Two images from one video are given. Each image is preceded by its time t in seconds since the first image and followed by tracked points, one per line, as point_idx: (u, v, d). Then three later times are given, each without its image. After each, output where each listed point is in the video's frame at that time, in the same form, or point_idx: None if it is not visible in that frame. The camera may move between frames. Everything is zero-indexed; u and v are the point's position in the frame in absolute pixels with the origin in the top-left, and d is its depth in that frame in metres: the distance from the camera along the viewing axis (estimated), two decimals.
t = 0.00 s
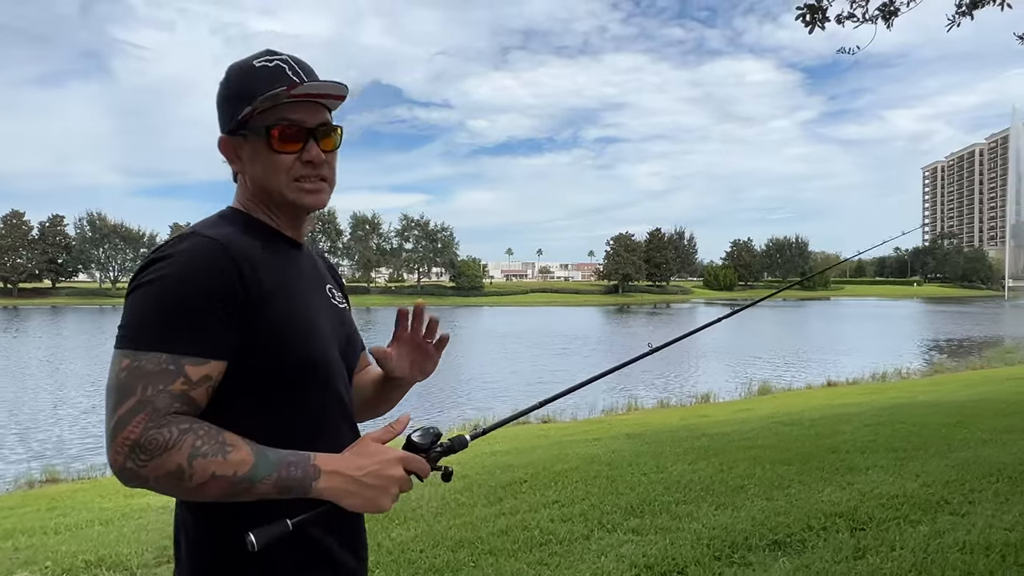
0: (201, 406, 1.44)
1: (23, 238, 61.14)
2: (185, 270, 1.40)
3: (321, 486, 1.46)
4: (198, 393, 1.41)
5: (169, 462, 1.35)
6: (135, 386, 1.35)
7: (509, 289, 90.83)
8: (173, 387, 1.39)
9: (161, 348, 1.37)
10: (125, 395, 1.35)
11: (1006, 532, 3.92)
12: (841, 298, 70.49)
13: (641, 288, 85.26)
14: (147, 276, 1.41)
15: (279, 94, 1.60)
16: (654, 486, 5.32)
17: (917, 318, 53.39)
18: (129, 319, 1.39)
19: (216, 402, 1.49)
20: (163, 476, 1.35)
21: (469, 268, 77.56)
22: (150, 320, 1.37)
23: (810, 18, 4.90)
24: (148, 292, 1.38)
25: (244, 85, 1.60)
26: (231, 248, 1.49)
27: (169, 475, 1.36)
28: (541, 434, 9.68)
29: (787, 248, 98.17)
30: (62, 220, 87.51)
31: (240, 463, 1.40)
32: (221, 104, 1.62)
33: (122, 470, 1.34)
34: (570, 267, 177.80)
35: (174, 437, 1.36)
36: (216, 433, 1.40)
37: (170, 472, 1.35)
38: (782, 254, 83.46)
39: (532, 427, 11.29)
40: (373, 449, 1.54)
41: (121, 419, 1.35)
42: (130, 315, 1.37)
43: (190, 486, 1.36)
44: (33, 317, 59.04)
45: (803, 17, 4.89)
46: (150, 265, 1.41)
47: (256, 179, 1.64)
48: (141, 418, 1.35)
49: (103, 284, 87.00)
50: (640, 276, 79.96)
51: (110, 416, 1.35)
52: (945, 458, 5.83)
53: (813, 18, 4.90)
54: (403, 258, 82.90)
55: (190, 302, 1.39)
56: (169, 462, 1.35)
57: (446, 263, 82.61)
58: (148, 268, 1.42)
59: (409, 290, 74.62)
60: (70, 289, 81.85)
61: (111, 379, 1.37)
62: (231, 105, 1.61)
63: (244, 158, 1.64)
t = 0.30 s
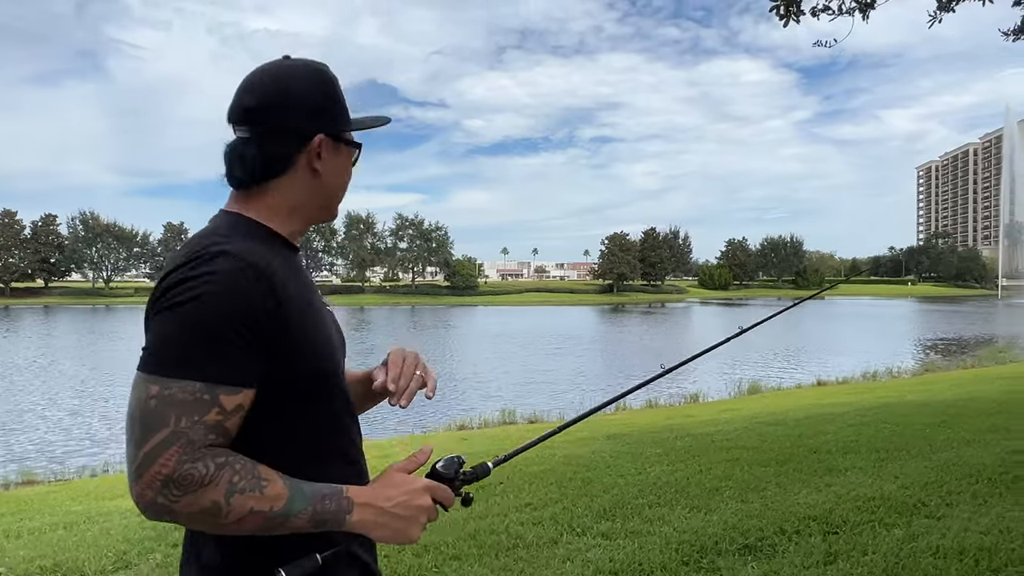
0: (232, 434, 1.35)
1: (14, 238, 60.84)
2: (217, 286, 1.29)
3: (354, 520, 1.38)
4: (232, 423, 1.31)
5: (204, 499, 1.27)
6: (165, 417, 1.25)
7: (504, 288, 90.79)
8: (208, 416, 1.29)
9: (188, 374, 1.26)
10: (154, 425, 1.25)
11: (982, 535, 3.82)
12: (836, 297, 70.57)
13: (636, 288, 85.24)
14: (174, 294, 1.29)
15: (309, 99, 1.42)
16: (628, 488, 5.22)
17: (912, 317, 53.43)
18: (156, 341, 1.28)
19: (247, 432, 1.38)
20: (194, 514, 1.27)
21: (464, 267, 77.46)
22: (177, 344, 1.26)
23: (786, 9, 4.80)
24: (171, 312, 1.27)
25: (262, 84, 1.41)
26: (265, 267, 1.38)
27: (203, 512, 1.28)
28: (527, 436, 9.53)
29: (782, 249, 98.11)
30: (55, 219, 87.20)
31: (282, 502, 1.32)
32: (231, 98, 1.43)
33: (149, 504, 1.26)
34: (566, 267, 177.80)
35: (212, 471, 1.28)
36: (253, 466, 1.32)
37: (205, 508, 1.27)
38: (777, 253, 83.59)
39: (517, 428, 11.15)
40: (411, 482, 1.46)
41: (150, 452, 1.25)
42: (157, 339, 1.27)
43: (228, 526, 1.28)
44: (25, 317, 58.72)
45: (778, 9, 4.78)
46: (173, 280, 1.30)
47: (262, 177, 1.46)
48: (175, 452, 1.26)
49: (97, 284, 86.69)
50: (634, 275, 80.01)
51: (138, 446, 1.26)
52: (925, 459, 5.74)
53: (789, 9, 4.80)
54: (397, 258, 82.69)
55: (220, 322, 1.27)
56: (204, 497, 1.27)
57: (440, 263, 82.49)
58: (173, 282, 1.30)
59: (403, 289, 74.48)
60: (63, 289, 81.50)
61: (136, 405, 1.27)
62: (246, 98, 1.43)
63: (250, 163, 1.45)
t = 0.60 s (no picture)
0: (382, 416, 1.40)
1: (5, 237, 60.38)
2: (357, 268, 1.32)
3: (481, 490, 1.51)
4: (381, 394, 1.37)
5: (393, 465, 1.35)
6: (347, 389, 1.30)
7: (498, 287, 90.66)
8: (369, 396, 1.34)
9: (338, 351, 1.28)
10: (345, 390, 1.29)
11: (947, 541, 3.77)
12: (831, 296, 70.62)
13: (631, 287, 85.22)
14: (317, 273, 1.29)
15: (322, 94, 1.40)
16: (597, 492, 5.12)
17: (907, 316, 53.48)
18: (317, 323, 1.27)
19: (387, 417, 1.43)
20: (387, 486, 1.34)
21: (458, 267, 77.30)
22: (344, 328, 1.28)
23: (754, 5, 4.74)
24: (327, 293, 1.29)
25: (303, 75, 1.41)
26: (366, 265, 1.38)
27: (390, 480, 1.35)
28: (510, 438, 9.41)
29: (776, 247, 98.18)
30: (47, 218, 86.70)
31: (451, 468, 1.46)
32: (253, 92, 1.41)
33: (347, 477, 1.31)
34: (561, 266, 177.65)
35: (394, 439, 1.37)
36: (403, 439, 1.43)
37: (392, 478, 1.35)
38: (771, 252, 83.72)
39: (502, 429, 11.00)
40: (502, 456, 1.60)
41: (346, 427, 1.30)
42: (320, 317, 1.28)
43: (415, 493, 1.37)
44: (17, 317, 58.32)
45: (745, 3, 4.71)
46: (310, 260, 1.30)
47: (305, 167, 1.46)
48: (363, 423, 1.32)
49: (89, 284, 86.20)
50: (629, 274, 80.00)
51: (331, 418, 1.29)
52: (903, 460, 5.68)
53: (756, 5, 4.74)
54: (391, 257, 82.36)
55: (366, 304, 1.32)
56: (394, 465, 1.35)
57: (435, 262, 82.29)
58: (309, 260, 1.30)
59: (397, 289, 74.27)
60: (55, 289, 80.99)
61: (304, 384, 1.27)
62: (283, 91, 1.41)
63: (294, 154, 1.43)
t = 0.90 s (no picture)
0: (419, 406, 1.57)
1: None
2: (374, 270, 1.44)
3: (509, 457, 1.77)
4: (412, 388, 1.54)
5: (441, 449, 1.56)
6: (390, 389, 1.47)
7: (493, 286, 90.45)
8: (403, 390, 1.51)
9: (371, 350, 1.43)
10: (394, 381, 1.47)
11: (919, 545, 3.68)
12: (824, 295, 70.67)
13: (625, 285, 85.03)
14: (340, 280, 1.41)
15: (312, 70, 1.51)
16: (572, 492, 5.05)
17: (901, 315, 53.51)
18: (356, 329, 1.41)
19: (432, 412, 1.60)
20: (439, 466, 1.55)
21: (452, 265, 77.03)
22: (373, 330, 1.42)
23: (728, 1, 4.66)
24: (355, 299, 1.42)
25: (299, 73, 1.50)
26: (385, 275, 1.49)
27: (441, 460, 1.56)
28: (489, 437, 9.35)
29: (771, 245, 98.05)
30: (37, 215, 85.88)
31: (487, 438, 1.72)
32: (252, 89, 1.50)
33: (407, 465, 1.51)
34: (556, 265, 177.40)
35: (436, 426, 1.56)
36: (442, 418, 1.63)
37: (445, 457, 1.56)
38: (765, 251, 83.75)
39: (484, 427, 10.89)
40: (520, 417, 1.88)
41: (400, 422, 1.49)
42: (351, 325, 1.41)
43: (464, 468, 1.60)
44: (6, 315, 57.72)
45: None
46: (336, 264, 1.42)
47: (304, 166, 1.56)
48: (412, 413, 1.51)
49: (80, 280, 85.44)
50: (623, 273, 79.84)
51: (386, 417, 1.47)
52: (881, 460, 5.64)
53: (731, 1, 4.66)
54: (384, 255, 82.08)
55: (382, 304, 1.45)
56: (443, 445, 1.56)
57: (428, 260, 81.95)
58: (333, 265, 1.42)
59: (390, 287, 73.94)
60: (46, 286, 80.22)
61: (353, 388, 1.43)
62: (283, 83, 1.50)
63: (292, 153, 1.54)
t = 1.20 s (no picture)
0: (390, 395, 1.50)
1: None
2: (350, 256, 1.38)
3: (475, 451, 1.70)
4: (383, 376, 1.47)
5: (407, 439, 1.49)
6: (360, 376, 1.40)
7: (486, 283, 90.26)
8: (376, 377, 1.45)
9: (345, 337, 1.37)
10: (362, 370, 1.41)
11: (893, 549, 3.58)
12: (817, 294, 70.73)
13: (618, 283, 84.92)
14: (316, 268, 1.36)
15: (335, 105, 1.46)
16: (547, 494, 4.93)
17: (892, 314, 53.55)
18: (329, 316, 1.36)
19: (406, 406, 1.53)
20: (404, 454, 1.49)
21: (444, 263, 76.77)
22: (345, 313, 1.37)
23: None
24: (330, 285, 1.36)
25: (299, 75, 1.44)
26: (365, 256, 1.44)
27: (407, 450, 1.49)
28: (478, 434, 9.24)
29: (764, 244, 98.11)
30: (26, 211, 85.11)
31: (455, 430, 1.64)
32: (251, 91, 1.43)
33: (371, 455, 1.44)
34: (549, 263, 177.24)
35: (404, 415, 1.49)
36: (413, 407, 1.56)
37: (410, 447, 1.50)
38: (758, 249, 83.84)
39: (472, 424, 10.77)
40: (490, 411, 1.80)
41: (365, 410, 1.42)
42: (324, 311, 1.35)
43: (431, 458, 1.54)
44: None
45: None
46: (310, 252, 1.36)
47: (297, 167, 1.50)
48: (379, 401, 1.44)
49: (70, 277, 84.81)
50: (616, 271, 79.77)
51: (352, 403, 1.41)
52: (863, 461, 5.53)
53: None
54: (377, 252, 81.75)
55: (363, 286, 1.39)
56: (409, 436, 1.49)
57: (421, 258, 81.69)
58: (307, 254, 1.36)
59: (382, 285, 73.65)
60: (34, 283, 79.51)
61: (324, 372, 1.37)
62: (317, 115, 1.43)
63: (287, 154, 1.48)
